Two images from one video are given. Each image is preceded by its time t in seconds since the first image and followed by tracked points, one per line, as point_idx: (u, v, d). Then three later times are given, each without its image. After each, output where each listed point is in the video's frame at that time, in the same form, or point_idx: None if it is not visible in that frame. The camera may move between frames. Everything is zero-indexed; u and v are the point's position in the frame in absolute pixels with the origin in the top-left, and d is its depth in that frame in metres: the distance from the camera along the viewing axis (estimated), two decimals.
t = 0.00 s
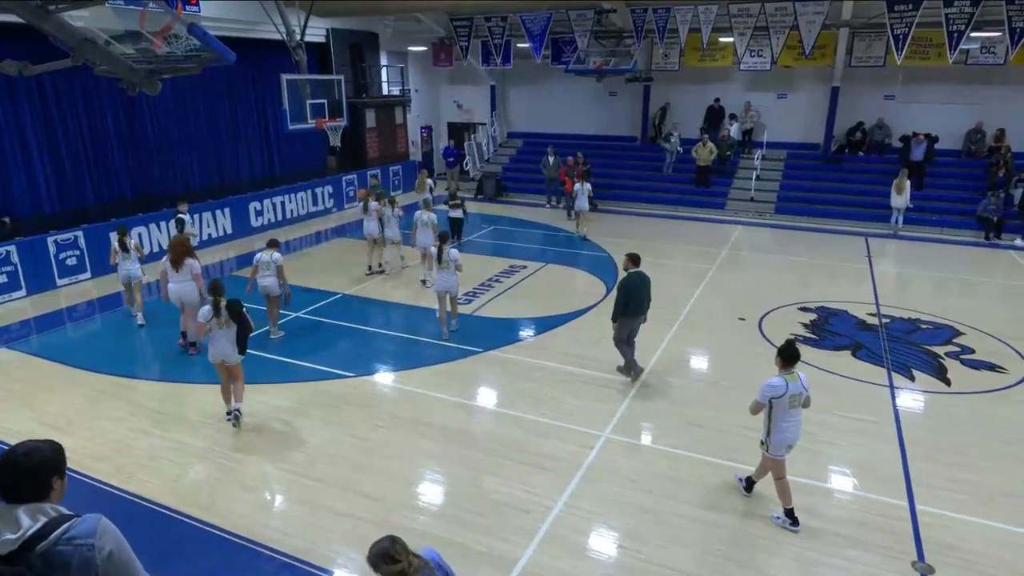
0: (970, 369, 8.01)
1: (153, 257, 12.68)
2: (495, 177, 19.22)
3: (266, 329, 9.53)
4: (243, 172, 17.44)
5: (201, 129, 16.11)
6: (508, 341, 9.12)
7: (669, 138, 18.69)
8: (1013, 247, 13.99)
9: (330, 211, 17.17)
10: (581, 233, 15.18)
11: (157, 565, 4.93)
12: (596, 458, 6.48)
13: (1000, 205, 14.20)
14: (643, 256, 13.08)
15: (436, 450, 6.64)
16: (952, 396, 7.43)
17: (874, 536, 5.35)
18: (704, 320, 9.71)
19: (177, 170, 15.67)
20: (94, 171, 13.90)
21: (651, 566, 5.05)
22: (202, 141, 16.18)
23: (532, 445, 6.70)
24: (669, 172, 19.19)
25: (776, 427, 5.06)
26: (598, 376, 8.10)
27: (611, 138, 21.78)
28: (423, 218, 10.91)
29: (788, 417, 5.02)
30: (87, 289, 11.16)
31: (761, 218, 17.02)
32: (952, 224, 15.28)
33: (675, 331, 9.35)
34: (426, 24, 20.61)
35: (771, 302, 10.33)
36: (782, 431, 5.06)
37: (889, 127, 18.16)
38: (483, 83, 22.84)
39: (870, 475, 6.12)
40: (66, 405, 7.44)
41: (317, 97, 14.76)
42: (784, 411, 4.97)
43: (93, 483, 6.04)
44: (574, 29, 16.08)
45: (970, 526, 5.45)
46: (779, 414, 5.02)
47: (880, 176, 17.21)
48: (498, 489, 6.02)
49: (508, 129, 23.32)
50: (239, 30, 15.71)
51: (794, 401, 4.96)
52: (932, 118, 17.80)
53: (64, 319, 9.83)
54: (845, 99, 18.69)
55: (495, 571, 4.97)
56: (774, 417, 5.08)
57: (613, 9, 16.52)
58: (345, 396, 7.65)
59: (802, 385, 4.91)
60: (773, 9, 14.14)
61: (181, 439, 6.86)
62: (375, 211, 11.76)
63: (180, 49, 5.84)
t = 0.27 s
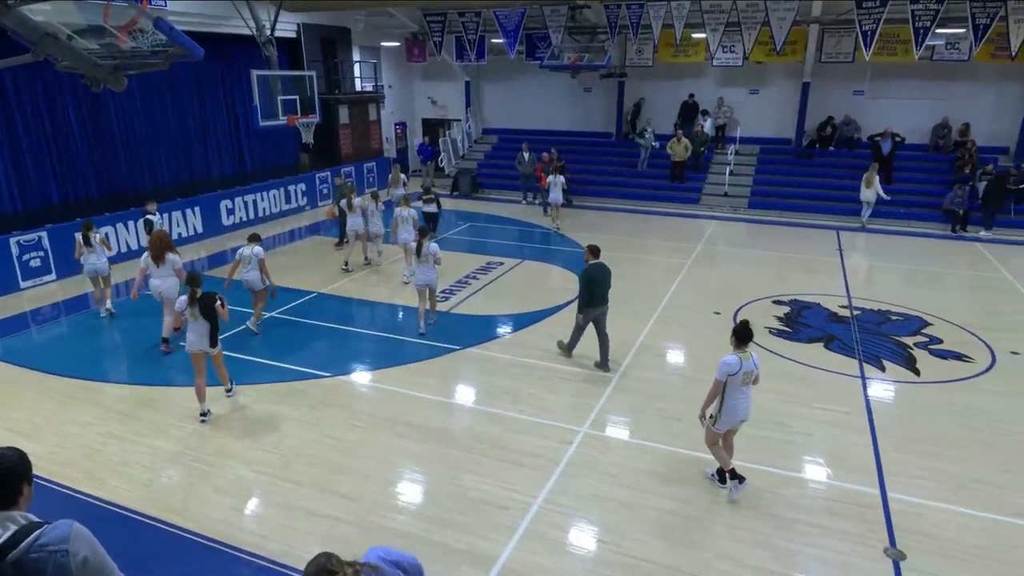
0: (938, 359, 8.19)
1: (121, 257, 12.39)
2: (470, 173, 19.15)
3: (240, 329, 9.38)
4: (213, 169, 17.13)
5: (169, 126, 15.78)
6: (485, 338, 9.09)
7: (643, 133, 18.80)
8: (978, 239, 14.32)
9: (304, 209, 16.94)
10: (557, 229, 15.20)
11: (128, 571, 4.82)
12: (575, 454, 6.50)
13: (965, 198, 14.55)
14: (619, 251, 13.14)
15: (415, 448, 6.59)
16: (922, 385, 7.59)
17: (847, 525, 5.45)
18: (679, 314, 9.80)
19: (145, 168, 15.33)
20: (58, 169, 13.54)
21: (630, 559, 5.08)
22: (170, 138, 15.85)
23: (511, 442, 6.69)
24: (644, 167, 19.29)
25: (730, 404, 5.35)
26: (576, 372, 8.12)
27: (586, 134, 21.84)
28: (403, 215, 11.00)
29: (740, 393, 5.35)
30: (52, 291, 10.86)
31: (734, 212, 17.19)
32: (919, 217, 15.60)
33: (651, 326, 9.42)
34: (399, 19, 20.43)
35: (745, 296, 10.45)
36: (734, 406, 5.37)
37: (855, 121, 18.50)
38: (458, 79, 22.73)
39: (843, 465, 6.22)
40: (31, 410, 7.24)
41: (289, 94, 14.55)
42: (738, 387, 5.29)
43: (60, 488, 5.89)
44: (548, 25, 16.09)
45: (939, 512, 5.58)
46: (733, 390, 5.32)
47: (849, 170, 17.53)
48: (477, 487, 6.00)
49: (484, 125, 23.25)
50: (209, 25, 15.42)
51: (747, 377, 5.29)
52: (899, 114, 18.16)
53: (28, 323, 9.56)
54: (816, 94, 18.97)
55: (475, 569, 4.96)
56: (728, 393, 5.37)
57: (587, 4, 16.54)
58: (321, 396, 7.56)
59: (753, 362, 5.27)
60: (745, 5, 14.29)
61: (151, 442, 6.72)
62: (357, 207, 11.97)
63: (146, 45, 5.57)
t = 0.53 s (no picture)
0: (897, 347, 8.45)
1: (78, 259, 12.02)
2: (438, 169, 19.05)
3: (205, 330, 9.19)
4: (174, 167, 16.74)
5: (127, 123, 15.37)
6: (456, 335, 9.07)
7: (609, 129, 18.93)
8: (933, 230, 14.78)
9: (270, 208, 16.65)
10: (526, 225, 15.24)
11: None
12: (547, 448, 6.53)
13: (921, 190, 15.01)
14: (587, 246, 13.21)
15: (386, 447, 6.55)
16: (881, 372, 7.82)
17: (812, 510, 5.59)
18: (647, 307, 9.92)
19: (102, 167, 14.91)
20: (10, 169, 13.09)
21: (602, 551, 5.13)
22: (128, 136, 15.44)
23: (483, 439, 6.69)
24: (611, 162, 19.42)
25: (681, 385, 5.60)
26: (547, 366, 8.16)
27: (553, 129, 21.91)
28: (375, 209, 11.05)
29: (690, 374, 5.59)
30: (5, 295, 10.49)
31: (699, 206, 17.42)
32: (877, 209, 16.02)
33: (620, 319, 9.51)
34: (364, 15, 20.20)
35: (712, 289, 10.61)
36: (685, 387, 5.61)
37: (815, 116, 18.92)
38: (425, 75, 22.58)
39: (808, 452, 6.37)
40: None
41: (251, 90, 14.27)
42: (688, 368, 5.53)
43: (17, 499, 5.71)
44: (513, 21, 16.07)
45: (900, 495, 5.76)
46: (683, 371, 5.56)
47: (810, 164, 17.91)
48: (449, 484, 5.99)
49: (451, 121, 23.14)
50: (167, 19, 15.02)
51: (695, 359, 5.54)
52: (857, 109, 18.62)
53: None
54: (777, 90, 19.34)
55: (448, 566, 4.96)
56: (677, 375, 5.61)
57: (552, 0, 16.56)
58: (289, 397, 7.46)
59: (701, 345, 5.51)
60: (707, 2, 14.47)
61: (113, 448, 6.55)
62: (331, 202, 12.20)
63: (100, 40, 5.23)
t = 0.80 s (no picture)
0: (865, 338, 8.66)
1: (45, 261, 11.75)
2: (414, 168, 18.98)
3: (178, 332, 9.06)
4: (144, 167, 16.45)
5: (94, 122, 15.06)
6: (433, 333, 9.08)
7: (582, 126, 19.04)
8: (898, 224, 15.13)
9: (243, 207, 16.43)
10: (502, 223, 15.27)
11: None
12: (525, 444, 6.58)
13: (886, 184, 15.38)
14: (564, 243, 13.29)
15: (364, 446, 6.54)
16: (850, 363, 8.01)
17: (785, 499, 5.72)
18: (622, 302, 10.02)
19: (69, 167, 14.59)
20: None
21: (580, 544, 5.19)
22: (96, 135, 15.13)
23: (461, 436, 6.71)
24: (585, 160, 19.53)
25: (634, 369, 5.85)
26: (524, 363, 8.21)
27: (528, 127, 21.96)
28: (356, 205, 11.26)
29: (643, 357, 5.84)
30: None
31: (672, 203, 17.60)
32: (844, 204, 16.36)
33: (597, 315, 9.59)
34: (336, 13, 20.03)
35: (686, 283, 10.76)
36: (639, 369, 5.87)
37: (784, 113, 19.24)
38: (399, 73, 22.46)
39: (781, 442, 6.51)
40: None
41: (222, 88, 14.07)
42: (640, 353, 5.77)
43: None
44: (487, 19, 16.07)
45: (869, 482, 5.92)
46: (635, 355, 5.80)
47: (780, 160, 18.21)
48: (429, 482, 6.01)
49: (425, 119, 23.06)
50: (135, 17, 14.73)
51: (646, 343, 5.77)
52: (825, 106, 18.97)
53: None
54: (746, 88, 19.62)
55: (428, 564, 4.97)
56: (630, 358, 5.86)
57: None
58: (265, 398, 7.39)
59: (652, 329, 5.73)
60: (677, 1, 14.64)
61: (84, 453, 6.43)
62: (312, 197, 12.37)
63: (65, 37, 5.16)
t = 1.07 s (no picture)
0: (839, 332, 8.87)
1: (24, 264, 11.60)
2: (396, 168, 18.97)
3: (161, 334, 9.02)
4: (124, 168, 16.28)
5: (73, 123, 14.87)
6: (417, 331, 9.14)
7: (562, 126, 19.16)
8: (871, 220, 15.43)
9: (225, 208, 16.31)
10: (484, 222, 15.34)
11: None
12: (509, 439, 6.67)
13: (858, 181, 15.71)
14: (546, 242, 13.40)
15: (350, 445, 6.59)
16: (825, 356, 8.22)
17: (763, 489, 5.87)
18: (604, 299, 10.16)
19: (48, 168, 14.40)
20: None
21: (565, 537, 5.30)
22: (75, 136, 14.94)
23: (446, 433, 6.79)
24: (566, 159, 19.64)
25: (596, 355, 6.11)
26: (508, 360, 8.30)
27: (509, 127, 22.03)
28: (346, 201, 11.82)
29: (606, 346, 6.10)
30: None
31: (651, 201, 17.77)
32: (818, 201, 16.65)
33: (579, 312, 9.71)
34: (317, 14, 19.94)
35: (666, 280, 10.92)
36: (601, 357, 6.12)
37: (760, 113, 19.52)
38: (380, 74, 22.40)
39: (759, 435, 6.67)
40: None
41: (203, 89, 13.97)
42: (601, 340, 6.04)
43: None
44: (467, 21, 16.11)
45: (843, 472, 6.10)
46: (597, 342, 6.07)
47: (757, 159, 18.48)
48: (414, 479, 6.08)
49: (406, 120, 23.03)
50: (113, 18, 14.56)
51: (609, 331, 6.05)
52: (801, 106, 19.26)
53: None
54: (723, 88, 19.85)
55: (415, 560, 5.05)
56: (593, 346, 6.13)
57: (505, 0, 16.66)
58: (250, 399, 7.41)
59: (614, 319, 6.03)
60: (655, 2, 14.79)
61: (68, 456, 6.41)
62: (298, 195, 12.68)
63: (42, 38, 5.17)
